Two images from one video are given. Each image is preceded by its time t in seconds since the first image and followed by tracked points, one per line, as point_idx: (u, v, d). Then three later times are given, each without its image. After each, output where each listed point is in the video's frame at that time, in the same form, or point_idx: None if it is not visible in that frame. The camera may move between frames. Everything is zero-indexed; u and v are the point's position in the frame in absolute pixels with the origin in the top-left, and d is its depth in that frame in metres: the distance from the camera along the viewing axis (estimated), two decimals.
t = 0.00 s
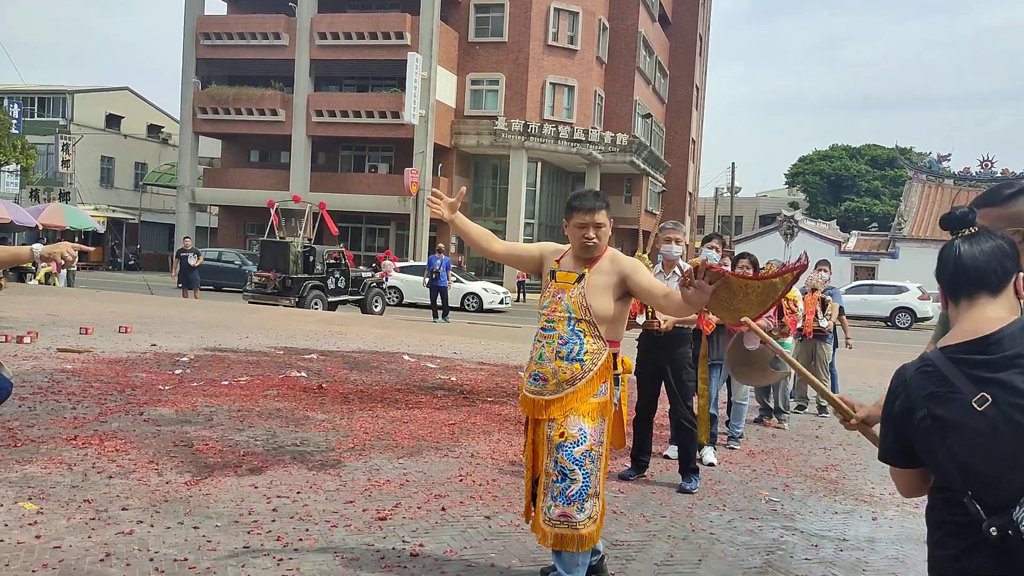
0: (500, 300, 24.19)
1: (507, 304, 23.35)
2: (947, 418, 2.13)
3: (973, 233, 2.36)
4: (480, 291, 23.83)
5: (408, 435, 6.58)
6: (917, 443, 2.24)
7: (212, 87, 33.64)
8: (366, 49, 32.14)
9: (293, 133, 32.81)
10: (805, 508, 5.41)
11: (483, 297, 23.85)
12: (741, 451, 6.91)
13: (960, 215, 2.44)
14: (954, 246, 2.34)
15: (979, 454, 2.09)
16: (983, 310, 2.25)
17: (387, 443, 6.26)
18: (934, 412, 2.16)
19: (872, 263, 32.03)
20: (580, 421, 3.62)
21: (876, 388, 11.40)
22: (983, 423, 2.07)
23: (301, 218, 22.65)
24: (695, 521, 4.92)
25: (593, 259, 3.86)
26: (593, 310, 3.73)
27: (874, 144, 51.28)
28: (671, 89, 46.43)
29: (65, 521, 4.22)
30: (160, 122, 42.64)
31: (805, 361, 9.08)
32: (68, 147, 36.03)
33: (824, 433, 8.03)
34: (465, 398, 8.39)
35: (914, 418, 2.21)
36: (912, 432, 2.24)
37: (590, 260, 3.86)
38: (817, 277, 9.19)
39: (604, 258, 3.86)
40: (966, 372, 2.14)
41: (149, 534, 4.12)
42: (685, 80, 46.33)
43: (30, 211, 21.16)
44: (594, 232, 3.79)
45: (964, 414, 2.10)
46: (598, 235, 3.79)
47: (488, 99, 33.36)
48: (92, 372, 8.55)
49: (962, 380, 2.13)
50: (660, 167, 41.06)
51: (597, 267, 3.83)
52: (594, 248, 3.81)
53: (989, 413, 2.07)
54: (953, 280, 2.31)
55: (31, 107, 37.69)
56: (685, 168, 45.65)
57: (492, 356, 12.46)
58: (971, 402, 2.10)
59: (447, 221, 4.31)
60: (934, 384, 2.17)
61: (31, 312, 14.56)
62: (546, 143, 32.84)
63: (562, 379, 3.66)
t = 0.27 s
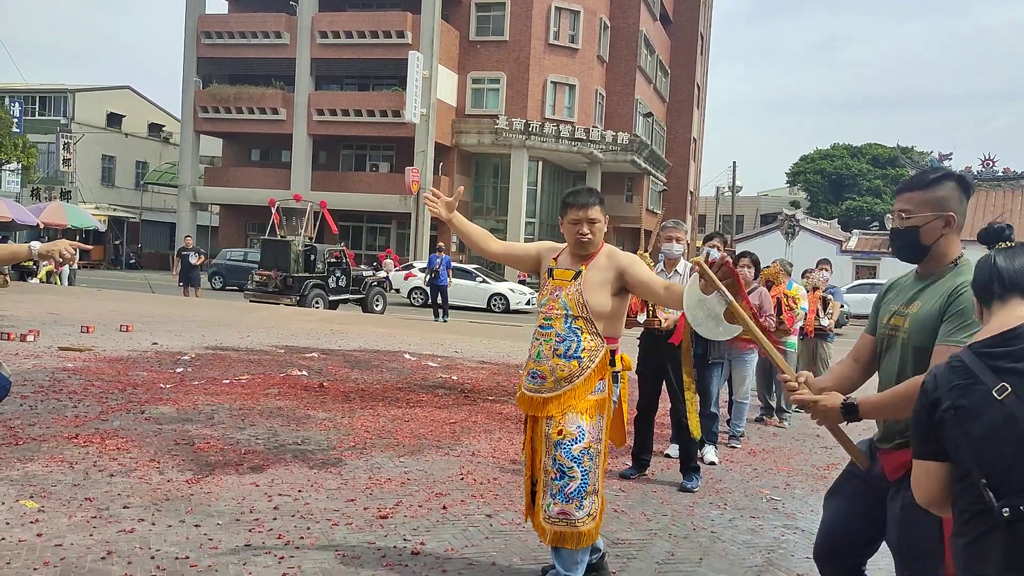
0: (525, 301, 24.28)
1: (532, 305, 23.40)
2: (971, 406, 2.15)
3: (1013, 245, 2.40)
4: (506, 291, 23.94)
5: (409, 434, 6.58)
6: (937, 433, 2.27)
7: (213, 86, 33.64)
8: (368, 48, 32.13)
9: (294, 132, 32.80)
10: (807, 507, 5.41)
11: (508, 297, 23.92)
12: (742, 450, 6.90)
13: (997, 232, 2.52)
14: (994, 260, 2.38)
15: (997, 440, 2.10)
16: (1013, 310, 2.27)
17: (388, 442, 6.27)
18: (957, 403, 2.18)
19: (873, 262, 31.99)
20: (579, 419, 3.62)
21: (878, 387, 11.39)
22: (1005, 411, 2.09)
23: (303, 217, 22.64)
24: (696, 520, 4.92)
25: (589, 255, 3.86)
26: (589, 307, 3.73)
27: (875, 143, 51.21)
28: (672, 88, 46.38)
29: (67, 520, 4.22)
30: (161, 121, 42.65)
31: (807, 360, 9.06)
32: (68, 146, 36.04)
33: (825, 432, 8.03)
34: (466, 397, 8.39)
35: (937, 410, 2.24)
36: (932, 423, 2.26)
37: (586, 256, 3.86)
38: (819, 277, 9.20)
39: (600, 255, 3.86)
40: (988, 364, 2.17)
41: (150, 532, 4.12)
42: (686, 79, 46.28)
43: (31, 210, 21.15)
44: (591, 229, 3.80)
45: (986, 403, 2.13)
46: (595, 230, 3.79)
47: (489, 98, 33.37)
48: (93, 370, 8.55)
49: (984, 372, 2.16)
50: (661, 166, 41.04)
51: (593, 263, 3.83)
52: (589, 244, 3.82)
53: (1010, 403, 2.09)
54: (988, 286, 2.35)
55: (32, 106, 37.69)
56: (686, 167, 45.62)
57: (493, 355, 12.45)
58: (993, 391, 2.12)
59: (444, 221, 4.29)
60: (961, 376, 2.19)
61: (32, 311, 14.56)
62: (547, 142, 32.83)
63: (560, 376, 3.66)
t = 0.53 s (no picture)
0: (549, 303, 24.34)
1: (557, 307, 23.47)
2: (982, 405, 2.17)
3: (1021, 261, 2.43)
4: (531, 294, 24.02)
5: (410, 435, 6.59)
6: (943, 430, 2.28)
7: (214, 87, 33.68)
8: (369, 49, 32.16)
9: (296, 133, 32.82)
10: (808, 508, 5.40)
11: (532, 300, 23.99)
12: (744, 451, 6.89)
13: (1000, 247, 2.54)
14: (1004, 273, 2.42)
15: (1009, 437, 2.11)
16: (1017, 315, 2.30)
17: (389, 443, 6.27)
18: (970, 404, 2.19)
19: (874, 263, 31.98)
20: (579, 420, 3.62)
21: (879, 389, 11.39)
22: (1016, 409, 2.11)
23: (304, 218, 22.64)
24: (697, 521, 4.91)
25: (587, 255, 3.86)
26: (588, 307, 3.73)
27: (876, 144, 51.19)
28: (673, 89, 46.41)
29: (68, 520, 4.22)
30: (162, 122, 42.69)
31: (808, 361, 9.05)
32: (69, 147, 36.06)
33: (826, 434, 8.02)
34: (467, 398, 8.39)
35: (948, 408, 2.25)
36: (941, 419, 2.27)
37: (585, 255, 3.86)
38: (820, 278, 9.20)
39: (598, 255, 3.86)
40: (995, 364, 2.20)
41: (152, 533, 4.13)
42: (687, 80, 46.31)
43: (32, 210, 21.16)
44: (586, 227, 3.81)
45: (996, 399, 2.15)
46: (591, 228, 3.79)
47: (490, 99, 33.39)
48: (94, 371, 8.55)
49: (992, 372, 2.19)
50: (662, 167, 41.07)
51: (592, 263, 3.83)
52: (586, 243, 3.82)
53: (1016, 399, 2.12)
54: (994, 295, 2.38)
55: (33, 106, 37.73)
56: (687, 168, 45.63)
57: (494, 356, 12.45)
58: (1000, 389, 2.14)
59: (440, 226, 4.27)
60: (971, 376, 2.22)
61: (34, 312, 14.57)
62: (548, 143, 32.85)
63: (560, 377, 3.66)
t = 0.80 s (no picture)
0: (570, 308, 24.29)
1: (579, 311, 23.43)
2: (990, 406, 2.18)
3: None
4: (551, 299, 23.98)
5: (410, 437, 6.58)
6: (954, 433, 2.28)
7: (215, 90, 33.70)
8: (369, 52, 32.16)
9: (296, 135, 32.82)
10: (808, 510, 5.40)
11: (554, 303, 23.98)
12: (744, 453, 6.89)
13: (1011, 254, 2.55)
14: (1011, 281, 2.43)
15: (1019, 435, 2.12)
16: None
17: (389, 446, 6.27)
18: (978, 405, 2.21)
19: (874, 266, 31.98)
20: (579, 423, 3.61)
21: (880, 391, 11.40)
22: None
23: (303, 220, 22.66)
24: (699, 525, 4.91)
25: (587, 256, 3.86)
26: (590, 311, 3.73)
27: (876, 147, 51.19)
28: (673, 91, 46.43)
29: (68, 524, 4.22)
30: (162, 124, 42.73)
31: (808, 363, 9.04)
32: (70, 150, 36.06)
33: (826, 436, 8.02)
34: (467, 401, 8.40)
35: (954, 413, 2.27)
36: (951, 421, 2.28)
37: (585, 257, 3.86)
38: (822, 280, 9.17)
39: (599, 257, 3.85)
40: (1000, 365, 2.21)
41: (151, 537, 4.12)
42: (687, 83, 46.32)
43: (32, 213, 21.14)
44: (583, 227, 3.81)
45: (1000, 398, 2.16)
46: (588, 228, 3.79)
47: (490, 102, 33.41)
48: (95, 373, 8.56)
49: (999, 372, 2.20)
50: (662, 169, 41.08)
51: (593, 264, 3.83)
52: (585, 245, 3.82)
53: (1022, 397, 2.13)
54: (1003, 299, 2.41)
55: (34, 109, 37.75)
56: (687, 170, 45.65)
57: (494, 358, 12.45)
58: (1006, 389, 2.16)
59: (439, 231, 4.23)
60: (978, 380, 2.23)
61: (35, 314, 14.57)
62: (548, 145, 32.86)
63: (561, 380, 3.65)
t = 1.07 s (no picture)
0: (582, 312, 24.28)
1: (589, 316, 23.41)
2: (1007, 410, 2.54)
3: None
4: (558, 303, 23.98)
5: (410, 441, 6.58)
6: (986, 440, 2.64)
7: (215, 93, 33.74)
8: (368, 56, 32.19)
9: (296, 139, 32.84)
10: (808, 514, 5.41)
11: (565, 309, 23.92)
12: (744, 457, 6.90)
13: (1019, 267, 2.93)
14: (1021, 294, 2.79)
15: None
16: None
17: (389, 449, 6.26)
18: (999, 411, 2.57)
19: (874, 269, 31.97)
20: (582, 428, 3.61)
21: (880, 395, 11.40)
22: None
23: (304, 224, 22.66)
24: (699, 528, 4.91)
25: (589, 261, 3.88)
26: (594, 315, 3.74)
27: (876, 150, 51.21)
28: (672, 95, 46.46)
29: (68, 528, 4.22)
30: (162, 128, 42.77)
31: (809, 367, 9.04)
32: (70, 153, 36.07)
33: (827, 440, 8.02)
34: (467, 404, 8.39)
35: (983, 417, 2.65)
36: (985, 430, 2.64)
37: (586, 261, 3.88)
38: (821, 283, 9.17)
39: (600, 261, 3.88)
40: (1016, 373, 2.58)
41: (152, 541, 4.12)
42: (687, 86, 46.34)
43: (33, 217, 21.15)
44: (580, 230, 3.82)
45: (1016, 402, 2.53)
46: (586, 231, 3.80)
47: (490, 106, 33.44)
48: (95, 377, 8.56)
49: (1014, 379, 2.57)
50: (662, 173, 41.08)
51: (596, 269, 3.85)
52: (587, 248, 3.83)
53: None
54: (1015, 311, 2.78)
55: (34, 113, 37.79)
56: (687, 174, 45.66)
57: (494, 362, 12.45)
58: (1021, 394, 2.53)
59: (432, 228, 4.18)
60: (998, 388, 2.62)
61: (35, 318, 14.58)
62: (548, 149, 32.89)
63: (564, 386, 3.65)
